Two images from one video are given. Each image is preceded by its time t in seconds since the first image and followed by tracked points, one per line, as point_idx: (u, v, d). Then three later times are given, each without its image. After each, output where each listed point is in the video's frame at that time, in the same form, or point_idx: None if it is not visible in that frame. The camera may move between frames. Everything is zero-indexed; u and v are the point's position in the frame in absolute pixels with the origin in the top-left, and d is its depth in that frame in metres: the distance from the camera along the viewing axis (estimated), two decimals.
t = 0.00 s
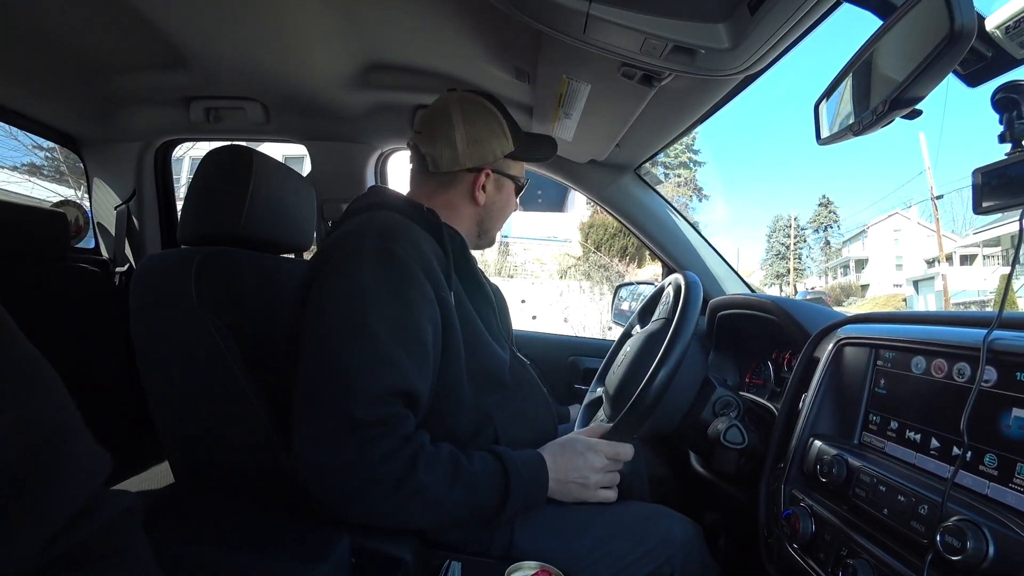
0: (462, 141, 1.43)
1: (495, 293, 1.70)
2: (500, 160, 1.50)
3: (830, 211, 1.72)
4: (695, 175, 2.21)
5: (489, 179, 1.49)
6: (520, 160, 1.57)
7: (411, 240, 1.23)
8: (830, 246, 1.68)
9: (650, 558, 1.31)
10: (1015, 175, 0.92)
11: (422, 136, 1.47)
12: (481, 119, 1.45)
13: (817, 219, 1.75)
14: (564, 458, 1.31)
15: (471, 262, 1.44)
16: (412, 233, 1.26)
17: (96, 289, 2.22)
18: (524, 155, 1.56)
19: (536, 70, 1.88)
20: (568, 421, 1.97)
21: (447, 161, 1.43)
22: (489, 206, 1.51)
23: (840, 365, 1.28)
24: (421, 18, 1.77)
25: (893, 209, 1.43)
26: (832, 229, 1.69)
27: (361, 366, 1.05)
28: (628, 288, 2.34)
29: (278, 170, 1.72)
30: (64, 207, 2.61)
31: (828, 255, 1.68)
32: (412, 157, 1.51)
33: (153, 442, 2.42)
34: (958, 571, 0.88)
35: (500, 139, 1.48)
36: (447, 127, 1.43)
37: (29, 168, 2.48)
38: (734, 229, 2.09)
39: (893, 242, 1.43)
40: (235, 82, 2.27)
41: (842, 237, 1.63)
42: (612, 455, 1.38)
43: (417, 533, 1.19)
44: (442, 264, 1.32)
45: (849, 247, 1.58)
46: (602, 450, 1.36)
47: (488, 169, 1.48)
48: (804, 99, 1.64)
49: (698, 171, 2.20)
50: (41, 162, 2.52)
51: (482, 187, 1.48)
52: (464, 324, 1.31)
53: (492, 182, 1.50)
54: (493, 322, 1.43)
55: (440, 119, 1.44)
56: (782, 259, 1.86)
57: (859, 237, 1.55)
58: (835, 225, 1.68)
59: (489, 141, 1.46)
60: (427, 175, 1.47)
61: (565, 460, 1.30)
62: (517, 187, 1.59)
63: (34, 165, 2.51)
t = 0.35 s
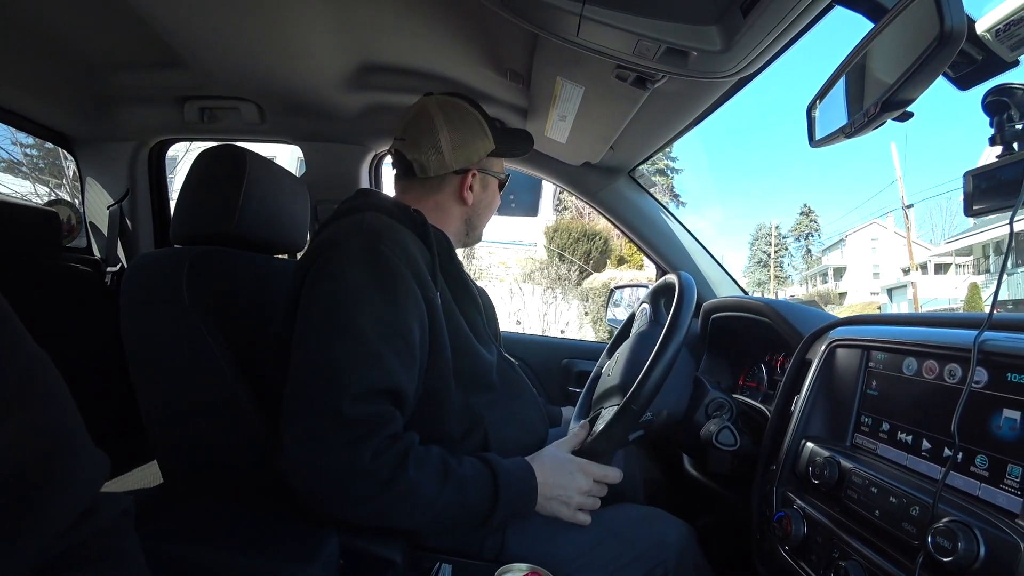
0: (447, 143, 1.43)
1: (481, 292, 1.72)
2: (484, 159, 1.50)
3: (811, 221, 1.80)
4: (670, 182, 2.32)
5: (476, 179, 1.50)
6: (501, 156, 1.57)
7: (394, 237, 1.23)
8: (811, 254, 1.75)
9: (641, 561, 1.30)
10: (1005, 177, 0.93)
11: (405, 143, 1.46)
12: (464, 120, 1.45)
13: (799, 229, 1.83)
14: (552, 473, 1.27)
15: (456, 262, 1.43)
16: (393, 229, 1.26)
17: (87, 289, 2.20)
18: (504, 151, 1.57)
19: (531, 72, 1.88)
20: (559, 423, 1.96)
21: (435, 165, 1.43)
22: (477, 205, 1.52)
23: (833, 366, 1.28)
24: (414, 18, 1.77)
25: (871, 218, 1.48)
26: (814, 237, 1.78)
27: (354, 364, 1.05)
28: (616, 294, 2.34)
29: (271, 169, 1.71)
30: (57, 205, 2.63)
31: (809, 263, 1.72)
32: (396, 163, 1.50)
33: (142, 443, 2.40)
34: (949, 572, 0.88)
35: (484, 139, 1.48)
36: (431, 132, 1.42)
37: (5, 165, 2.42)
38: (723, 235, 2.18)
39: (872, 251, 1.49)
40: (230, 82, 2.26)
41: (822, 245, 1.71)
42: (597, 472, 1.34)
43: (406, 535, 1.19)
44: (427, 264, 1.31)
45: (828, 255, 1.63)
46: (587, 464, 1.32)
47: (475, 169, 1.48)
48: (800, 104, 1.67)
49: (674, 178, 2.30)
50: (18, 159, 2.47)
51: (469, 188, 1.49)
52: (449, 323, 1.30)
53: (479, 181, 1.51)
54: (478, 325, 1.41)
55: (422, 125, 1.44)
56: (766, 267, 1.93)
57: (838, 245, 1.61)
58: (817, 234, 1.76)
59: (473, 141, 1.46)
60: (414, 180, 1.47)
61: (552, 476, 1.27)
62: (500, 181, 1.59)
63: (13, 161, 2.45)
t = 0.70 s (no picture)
0: (441, 152, 1.44)
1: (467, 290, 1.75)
2: (480, 169, 1.50)
3: (794, 227, 1.83)
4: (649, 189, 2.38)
5: (472, 189, 1.50)
6: (501, 164, 1.57)
7: (385, 238, 1.23)
8: (794, 261, 1.79)
9: (634, 564, 1.31)
10: (989, 186, 0.95)
11: (401, 150, 1.47)
12: (460, 129, 1.46)
13: (782, 235, 1.85)
14: (540, 467, 1.31)
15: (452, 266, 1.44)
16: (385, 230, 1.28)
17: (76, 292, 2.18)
18: (503, 160, 1.57)
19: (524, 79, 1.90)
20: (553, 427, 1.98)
21: (428, 174, 1.44)
22: (472, 214, 1.53)
23: (822, 371, 1.30)
24: (408, 24, 1.79)
25: (849, 226, 1.52)
26: (796, 244, 1.81)
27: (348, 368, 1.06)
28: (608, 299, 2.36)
29: (265, 173, 1.71)
30: (48, 208, 2.64)
31: (791, 271, 1.78)
32: (392, 169, 1.52)
33: (132, 448, 2.37)
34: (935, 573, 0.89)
35: (480, 148, 1.48)
36: (425, 140, 1.43)
37: None
38: (713, 240, 2.16)
39: (852, 259, 1.55)
40: (223, 85, 2.26)
41: (805, 252, 1.75)
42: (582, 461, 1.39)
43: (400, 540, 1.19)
44: (422, 271, 1.31)
45: (809, 262, 1.71)
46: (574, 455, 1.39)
47: (470, 179, 1.49)
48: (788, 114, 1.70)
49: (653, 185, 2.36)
50: None
51: (464, 198, 1.49)
52: (441, 326, 1.31)
53: (475, 191, 1.51)
54: (471, 331, 1.42)
55: (417, 132, 1.45)
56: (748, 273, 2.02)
57: (818, 254, 1.68)
58: (800, 241, 1.78)
59: (468, 151, 1.47)
60: (409, 187, 1.49)
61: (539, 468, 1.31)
62: (500, 190, 1.59)
63: None
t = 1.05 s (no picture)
0: (445, 155, 1.43)
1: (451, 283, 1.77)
2: (484, 172, 1.49)
3: (779, 228, 1.89)
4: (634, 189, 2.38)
5: (474, 193, 1.49)
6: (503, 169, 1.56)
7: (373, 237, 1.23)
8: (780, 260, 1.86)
9: (627, 563, 1.30)
10: (976, 182, 0.96)
11: (405, 151, 1.46)
12: (466, 132, 1.44)
13: (768, 236, 1.92)
14: (561, 432, 1.27)
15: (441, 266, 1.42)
16: (373, 229, 1.27)
17: (64, 294, 2.15)
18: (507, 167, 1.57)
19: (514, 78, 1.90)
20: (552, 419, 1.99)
21: (431, 176, 1.43)
22: (474, 219, 1.52)
23: (812, 367, 1.30)
24: (397, 22, 1.78)
25: (833, 227, 1.55)
26: (782, 245, 1.87)
27: (338, 367, 1.05)
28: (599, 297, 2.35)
29: (252, 173, 1.70)
30: (31, 209, 2.63)
31: (778, 271, 1.85)
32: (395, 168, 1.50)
33: (119, 452, 2.35)
34: (925, 568, 0.89)
35: (484, 152, 1.47)
36: (429, 142, 1.42)
37: None
38: (703, 241, 2.24)
39: (836, 259, 1.57)
40: (211, 85, 2.25)
41: (790, 253, 1.80)
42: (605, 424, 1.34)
43: (390, 539, 1.17)
44: (411, 275, 1.30)
45: (794, 263, 1.75)
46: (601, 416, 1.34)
47: (473, 183, 1.48)
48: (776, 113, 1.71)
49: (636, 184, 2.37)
50: None
51: (467, 202, 1.49)
52: (431, 325, 1.30)
53: (477, 195, 1.51)
54: (466, 336, 1.41)
55: (421, 132, 1.43)
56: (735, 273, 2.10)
57: (803, 253, 1.72)
58: (786, 242, 1.85)
59: (473, 154, 1.45)
60: (411, 188, 1.48)
61: (558, 436, 1.26)
62: (501, 195, 1.59)
63: None
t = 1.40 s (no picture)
0: (440, 155, 1.44)
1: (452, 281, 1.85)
2: (481, 177, 1.48)
3: (771, 229, 1.92)
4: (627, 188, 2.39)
5: (470, 196, 1.48)
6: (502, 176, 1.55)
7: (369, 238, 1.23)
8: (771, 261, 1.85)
9: (622, 562, 1.31)
10: (966, 182, 0.97)
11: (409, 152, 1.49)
12: (462, 134, 1.45)
13: (760, 238, 1.94)
14: (553, 435, 1.25)
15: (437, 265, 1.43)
16: (367, 230, 1.27)
17: (55, 295, 2.14)
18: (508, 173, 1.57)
19: (508, 77, 1.90)
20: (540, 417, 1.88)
21: (428, 175, 1.44)
22: (471, 223, 1.51)
23: (805, 365, 1.31)
24: (391, 21, 1.78)
25: (823, 227, 1.57)
26: (774, 245, 1.88)
27: (332, 367, 1.05)
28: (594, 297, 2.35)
29: (246, 172, 1.70)
30: (22, 209, 2.53)
31: (769, 271, 1.83)
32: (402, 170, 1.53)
33: (111, 454, 2.33)
34: (917, 563, 0.90)
35: (480, 155, 1.47)
36: (428, 143, 1.44)
37: None
38: (697, 241, 2.21)
39: (826, 260, 1.59)
40: (204, 84, 2.24)
41: (782, 254, 1.81)
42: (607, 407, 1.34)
43: (385, 538, 1.17)
44: (413, 281, 1.31)
45: (784, 265, 1.76)
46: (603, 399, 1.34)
47: (469, 186, 1.47)
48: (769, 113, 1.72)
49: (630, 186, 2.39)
50: None
51: (462, 204, 1.48)
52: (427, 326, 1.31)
53: (474, 199, 1.50)
54: (462, 337, 1.42)
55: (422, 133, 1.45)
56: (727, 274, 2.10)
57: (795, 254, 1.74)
58: (778, 243, 1.85)
59: (468, 157, 1.45)
60: (412, 189, 1.49)
61: (552, 436, 1.25)
62: (503, 203, 1.57)
63: None
